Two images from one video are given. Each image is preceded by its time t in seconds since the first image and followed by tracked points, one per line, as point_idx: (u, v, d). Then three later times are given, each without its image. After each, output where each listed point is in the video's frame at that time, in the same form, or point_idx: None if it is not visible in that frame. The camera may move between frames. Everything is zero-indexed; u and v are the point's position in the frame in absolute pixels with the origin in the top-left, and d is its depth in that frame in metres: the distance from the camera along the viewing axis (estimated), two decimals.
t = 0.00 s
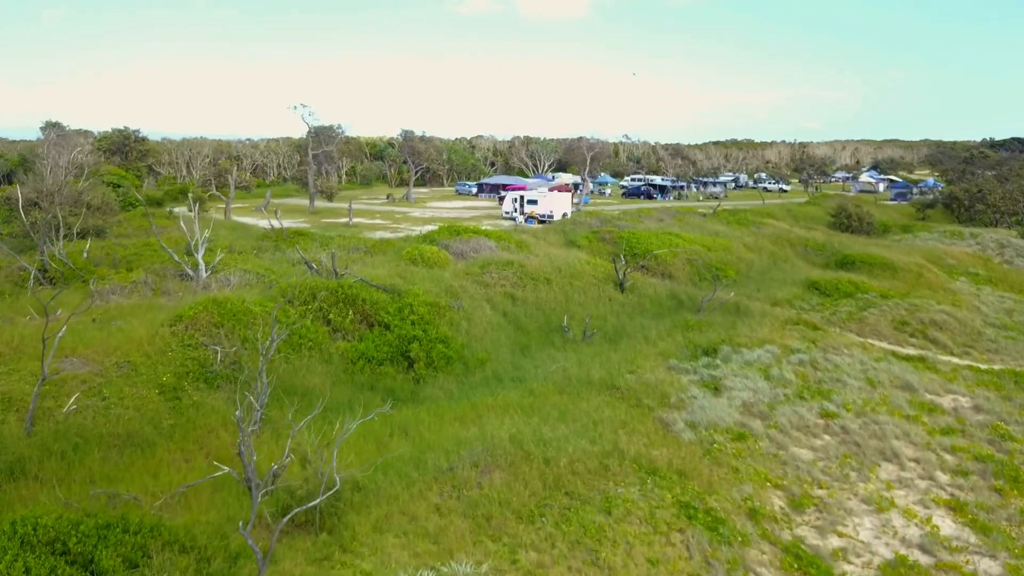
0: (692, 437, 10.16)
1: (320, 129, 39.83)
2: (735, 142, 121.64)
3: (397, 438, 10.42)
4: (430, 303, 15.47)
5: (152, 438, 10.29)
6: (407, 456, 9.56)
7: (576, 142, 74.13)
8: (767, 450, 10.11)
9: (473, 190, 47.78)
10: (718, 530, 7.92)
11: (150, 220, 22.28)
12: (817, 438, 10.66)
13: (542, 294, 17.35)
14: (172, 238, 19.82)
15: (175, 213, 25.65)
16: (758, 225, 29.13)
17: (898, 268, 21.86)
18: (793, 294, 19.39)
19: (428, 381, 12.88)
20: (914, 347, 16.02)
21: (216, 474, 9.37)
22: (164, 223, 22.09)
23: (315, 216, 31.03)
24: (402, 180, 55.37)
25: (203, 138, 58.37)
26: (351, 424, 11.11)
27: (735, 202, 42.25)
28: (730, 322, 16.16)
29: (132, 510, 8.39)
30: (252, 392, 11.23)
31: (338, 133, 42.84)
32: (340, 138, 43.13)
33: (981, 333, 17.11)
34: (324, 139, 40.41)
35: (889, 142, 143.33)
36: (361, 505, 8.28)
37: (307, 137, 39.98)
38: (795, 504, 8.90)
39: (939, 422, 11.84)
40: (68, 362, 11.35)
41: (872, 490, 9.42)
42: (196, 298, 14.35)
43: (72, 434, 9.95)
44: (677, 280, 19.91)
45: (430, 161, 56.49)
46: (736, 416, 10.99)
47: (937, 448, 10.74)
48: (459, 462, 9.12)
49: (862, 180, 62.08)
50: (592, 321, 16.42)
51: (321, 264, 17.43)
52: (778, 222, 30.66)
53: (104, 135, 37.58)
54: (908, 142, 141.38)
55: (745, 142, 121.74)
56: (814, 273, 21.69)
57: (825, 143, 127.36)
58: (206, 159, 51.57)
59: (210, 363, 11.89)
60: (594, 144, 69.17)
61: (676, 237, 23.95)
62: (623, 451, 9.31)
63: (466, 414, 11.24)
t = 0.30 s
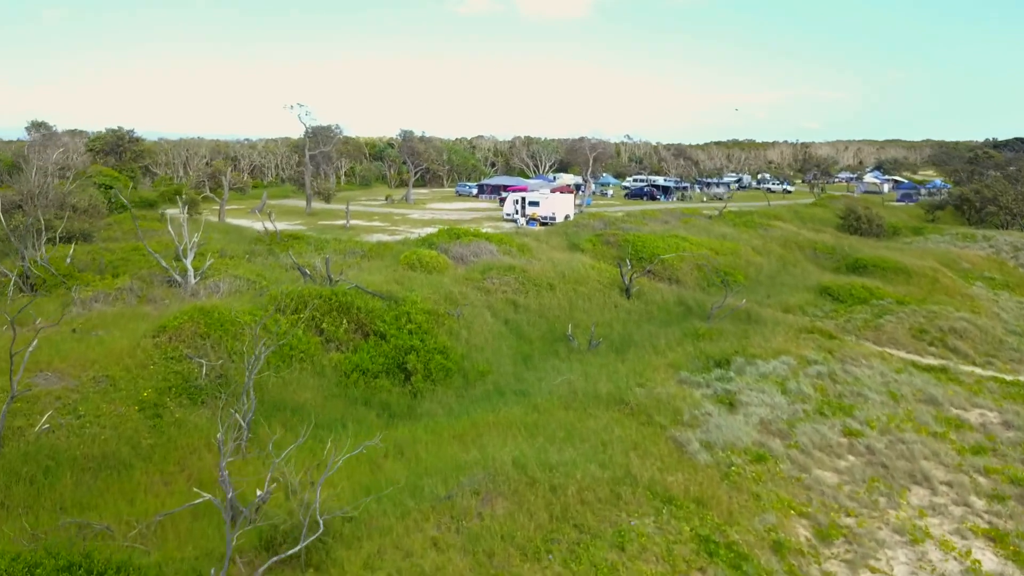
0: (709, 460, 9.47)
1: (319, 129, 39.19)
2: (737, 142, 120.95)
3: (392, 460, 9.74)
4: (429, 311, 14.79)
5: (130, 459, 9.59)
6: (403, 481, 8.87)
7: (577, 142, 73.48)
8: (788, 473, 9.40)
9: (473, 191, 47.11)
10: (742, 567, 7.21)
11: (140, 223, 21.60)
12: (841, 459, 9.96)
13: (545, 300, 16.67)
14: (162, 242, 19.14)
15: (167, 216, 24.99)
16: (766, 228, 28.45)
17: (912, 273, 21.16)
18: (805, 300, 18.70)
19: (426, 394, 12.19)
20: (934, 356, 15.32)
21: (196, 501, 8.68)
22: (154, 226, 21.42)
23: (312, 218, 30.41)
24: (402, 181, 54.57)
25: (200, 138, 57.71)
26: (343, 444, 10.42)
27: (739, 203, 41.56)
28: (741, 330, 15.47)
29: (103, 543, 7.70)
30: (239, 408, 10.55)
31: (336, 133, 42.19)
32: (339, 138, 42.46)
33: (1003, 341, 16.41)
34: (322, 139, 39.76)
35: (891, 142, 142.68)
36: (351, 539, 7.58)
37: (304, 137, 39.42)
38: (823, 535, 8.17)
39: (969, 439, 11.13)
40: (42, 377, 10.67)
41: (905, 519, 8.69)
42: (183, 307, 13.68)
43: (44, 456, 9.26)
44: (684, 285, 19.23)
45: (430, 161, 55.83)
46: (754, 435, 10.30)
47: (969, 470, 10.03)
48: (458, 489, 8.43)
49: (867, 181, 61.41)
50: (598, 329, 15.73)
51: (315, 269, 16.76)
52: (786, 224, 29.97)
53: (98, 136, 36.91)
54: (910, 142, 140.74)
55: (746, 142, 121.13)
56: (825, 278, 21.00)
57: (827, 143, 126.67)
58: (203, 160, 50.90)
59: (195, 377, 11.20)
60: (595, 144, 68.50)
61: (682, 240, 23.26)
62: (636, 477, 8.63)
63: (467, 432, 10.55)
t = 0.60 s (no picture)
0: (727, 487, 8.74)
1: (317, 129, 38.95)
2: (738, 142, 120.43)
3: (385, 486, 9.02)
4: (426, 320, 14.08)
5: (102, 485, 8.87)
6: (396, 511, 8.16)
7: (578, 142, 72.77)
8: (813, 501, 8.67)
9: (473, 192, 46.40)
10: None
11: (129, 226, 20.88)
12: (868, 484, 9.24)
13: (549, 308, 15.97)
14: (150, 246, 18.43)
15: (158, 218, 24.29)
16: (774, 230, 27.73)
17: (928, 278, 20.42)
18: (818, 307, 17.99)
19: (423, 410, 11.49)
20: (957, 367, 14.58)
21: (170, 534, 7.95)
22: (144, 228, 20.74)
23: (309, 220, 29.79)
24: (401, 181, 53.97)
25: (197, 138, 56.98)
26: (333, 467, 9.70)
27: (744, 204, 40.87)
28: (754, 340, 14.76)
29: None
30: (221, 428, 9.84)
31: (334, 133, 41.48)
32: (337, 138, 41.76)
33: None
34: (320, 139, 39.09)
35: (893, 142, 141.96)
36: None
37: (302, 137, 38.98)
38: (855, 571, 7.38)
39: (1004, 460, 10.36)
40: (11, 395, 9.95)
41: (944, 553, 7.89)
42: (167, 316, 12.99)
43: (8, 482, 8.53)
44: (692, 291, 18.53)
45: (429, 162, 55.13)
46: (775, 458, 9.57)
47: (1008, 496, 9.27)
48: (457, 521, 7.72)
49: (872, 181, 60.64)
50: (604, 339, 15.02)
51: (308, 275, 16.07)
52: (794, 226, 29.24)
53: (91, 136, 36.26)
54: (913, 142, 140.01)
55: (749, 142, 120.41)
56: (838, 284, 20.28)
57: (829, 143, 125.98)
58: (200, 160, 50.23)
59: (175, 393, 10.48)
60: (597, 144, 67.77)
61: (689, 243, 22.55)
62: (649, 509, 7.92)
63: (466, 454, 9.85)
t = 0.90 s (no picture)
0: (749, 518, 8.00)
1: (315, 129, 38.28)
2: (740, 142, 119.75)
3: (376, 515, 8.28)
4: (423, 329, 13.37)
5: (69, 515, 8.08)
6: (389, 546, 7.44)
7: (580, 142, 72.10)
8: (844, 532, 7.91)
9: (473, 193, 45.66)
10: None
11: (117, 229, 20.15)
12: (901, 513, 8.49)
13: (552, 316, 15.25)
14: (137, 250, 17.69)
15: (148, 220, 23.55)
16: (782, 232, 27.02)
17: (945, 283, 19.70)
18: (833, 314, 17.28)
19: (419, 428, 10.78)
20: (982, 378, 13.84)
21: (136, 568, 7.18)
22: (133, 231, 20.06)
23: (306, 222, 29.10)
24: (401, 182, 53.35)
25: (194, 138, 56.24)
26: (321, 492, 8.98)
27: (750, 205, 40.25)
28: (768, 350, 14.03)
29: None
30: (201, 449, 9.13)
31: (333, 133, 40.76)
32: (335, 138, 41.03)
33: None
34: (318, 139, 38.40)
35: (896, 143, 141.28)
36: None
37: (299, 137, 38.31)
38: None
39: None
40: None
41: None
42: (149, 326, 12.28)
43: None
44: (701, 298, 17.83)
45: (429, 162, 54.40)
46: (798, 483, 8.84)
47: None
48: (455, 559, 7.00)
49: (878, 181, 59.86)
50: (611, 348, 14.32)
51: (301, 281, 15.38)
52: (803, 228, 28.49)
53: (84, 136, 35.61)
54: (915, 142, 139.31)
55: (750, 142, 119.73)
56: (851, 289, 19.57)
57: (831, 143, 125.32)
58: (197, 160, 49.59)
59: (153, 411, 9.76)
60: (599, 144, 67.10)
61: (697, 246, 21.83)
62: (667, 546, 7.21)
63: (465, 478, 9.14)
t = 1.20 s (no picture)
0: (777, 556, 7.23)
1: (312, 129, 37.53)
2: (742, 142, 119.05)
3: (366, 552, 7.53)
4: (420, 340, 12.63)
5: (30, 553, 7.23)
6: None
7: (582, 142, 71.38)
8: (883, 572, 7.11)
9: (474, 194, 44.93)
10: None
11: (104, 233, 19.46)
12: (943, 549, 7.68)
13: (556, 325, 14.51)
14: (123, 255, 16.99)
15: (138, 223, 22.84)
16: (791, 235, 26.27)
17: (964, 289, 18.93)
18: (849, 323, 16.52)
19: (415, 450, 10.06)
20: (1012, 392, 13.06)
21: None
22: (120, 235, 19.35)
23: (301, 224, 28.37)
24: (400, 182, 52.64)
25: (191, 138, 55.59)
26: (308, 523, 8.23)
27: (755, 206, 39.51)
28: (784, 362, 13.27)
29: None
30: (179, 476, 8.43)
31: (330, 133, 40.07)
32: (333, 138, 40.33)
33: None
34: (315, 139, 37.67)
35: (898, 143, 140.53)
36: None
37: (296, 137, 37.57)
38: None
39: None
40: None
41: None
42: (128, 338, 11.54)
43: None
44: (712, 306, 17.09)
45: (428, 163, 53.70)
46: (828, 515, 8.06)
47: None
48: None
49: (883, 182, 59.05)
50: (618, 361, 13.58)
51: (292, 288, 14.64)
52: (812, 231, 27.72)
53: (77, 136, 34.90)
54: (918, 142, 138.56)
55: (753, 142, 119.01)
56: (867, 295, 18.82)
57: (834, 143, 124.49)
58: (193, 160, 48.88)
59: (127, 434, 9.02)
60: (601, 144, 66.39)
61: (705, 250, 21.09)
62: None
63: (464, 507, 8.42)
